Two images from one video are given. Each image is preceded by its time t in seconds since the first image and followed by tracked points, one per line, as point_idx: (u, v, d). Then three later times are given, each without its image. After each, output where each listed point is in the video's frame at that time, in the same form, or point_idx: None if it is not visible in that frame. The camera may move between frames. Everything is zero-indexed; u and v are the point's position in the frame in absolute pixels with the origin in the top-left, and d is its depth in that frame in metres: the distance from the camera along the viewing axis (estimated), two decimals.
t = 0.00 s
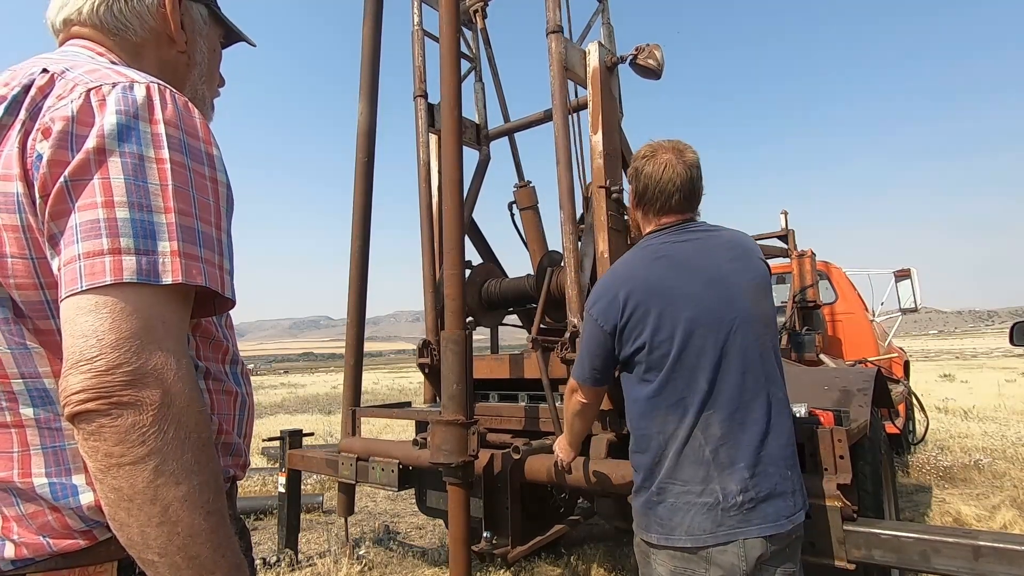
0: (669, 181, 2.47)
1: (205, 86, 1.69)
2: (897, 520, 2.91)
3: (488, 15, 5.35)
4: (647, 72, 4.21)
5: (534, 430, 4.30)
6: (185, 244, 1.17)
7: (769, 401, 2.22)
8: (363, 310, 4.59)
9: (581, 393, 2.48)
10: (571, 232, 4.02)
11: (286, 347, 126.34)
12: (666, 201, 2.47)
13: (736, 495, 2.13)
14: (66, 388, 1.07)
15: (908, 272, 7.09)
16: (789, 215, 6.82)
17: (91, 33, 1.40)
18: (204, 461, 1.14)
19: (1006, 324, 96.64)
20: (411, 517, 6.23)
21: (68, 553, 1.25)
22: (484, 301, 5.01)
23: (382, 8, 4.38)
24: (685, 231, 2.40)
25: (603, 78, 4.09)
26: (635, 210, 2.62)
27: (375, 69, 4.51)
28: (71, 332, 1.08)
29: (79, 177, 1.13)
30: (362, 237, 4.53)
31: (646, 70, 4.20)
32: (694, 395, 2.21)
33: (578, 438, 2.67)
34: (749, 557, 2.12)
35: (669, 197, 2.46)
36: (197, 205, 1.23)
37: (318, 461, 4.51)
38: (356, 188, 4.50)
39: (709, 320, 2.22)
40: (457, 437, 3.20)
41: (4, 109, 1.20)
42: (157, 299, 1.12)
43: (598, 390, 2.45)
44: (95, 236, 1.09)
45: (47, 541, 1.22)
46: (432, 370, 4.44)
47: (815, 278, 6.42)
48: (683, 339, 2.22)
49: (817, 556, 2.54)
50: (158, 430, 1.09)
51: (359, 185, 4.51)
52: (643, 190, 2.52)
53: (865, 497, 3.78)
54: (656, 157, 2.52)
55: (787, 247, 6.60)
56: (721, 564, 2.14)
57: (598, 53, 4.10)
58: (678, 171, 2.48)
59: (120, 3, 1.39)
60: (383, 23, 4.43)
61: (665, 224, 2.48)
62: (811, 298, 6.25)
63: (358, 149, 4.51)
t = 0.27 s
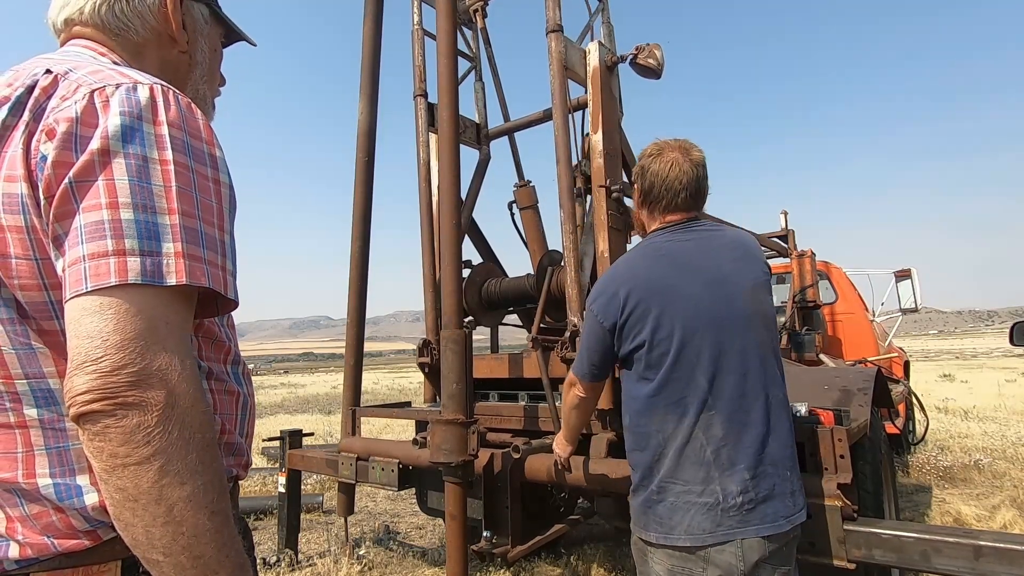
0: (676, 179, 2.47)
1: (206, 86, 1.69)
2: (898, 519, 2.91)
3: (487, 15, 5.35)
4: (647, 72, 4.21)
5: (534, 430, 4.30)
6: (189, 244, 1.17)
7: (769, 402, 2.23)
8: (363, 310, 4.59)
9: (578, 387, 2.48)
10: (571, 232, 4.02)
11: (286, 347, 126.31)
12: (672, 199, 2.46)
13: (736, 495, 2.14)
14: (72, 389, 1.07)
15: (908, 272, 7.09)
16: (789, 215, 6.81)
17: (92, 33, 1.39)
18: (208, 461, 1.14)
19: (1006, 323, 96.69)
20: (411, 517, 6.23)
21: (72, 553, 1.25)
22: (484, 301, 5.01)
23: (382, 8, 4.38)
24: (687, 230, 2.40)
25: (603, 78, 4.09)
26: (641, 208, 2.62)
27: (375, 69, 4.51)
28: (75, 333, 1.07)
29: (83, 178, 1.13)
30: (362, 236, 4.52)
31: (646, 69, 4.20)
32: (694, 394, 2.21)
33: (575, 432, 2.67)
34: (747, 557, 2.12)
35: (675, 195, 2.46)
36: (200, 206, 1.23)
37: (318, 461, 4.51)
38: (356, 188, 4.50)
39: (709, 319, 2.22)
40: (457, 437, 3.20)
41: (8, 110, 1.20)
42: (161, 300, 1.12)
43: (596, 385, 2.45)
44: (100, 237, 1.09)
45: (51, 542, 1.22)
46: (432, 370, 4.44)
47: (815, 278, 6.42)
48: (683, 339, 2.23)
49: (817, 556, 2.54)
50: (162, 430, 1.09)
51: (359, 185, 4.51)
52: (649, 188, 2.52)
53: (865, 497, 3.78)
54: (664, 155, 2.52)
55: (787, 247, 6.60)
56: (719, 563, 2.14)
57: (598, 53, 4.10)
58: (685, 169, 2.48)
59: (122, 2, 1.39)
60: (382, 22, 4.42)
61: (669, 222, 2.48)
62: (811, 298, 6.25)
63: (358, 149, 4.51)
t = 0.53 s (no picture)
0: (681, 178, 2.47)
1: (208, 85, 1.69)
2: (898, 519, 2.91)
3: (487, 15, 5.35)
4: (647, 72, 4.22)
5: (534, 430, 4.30)
6: (191, 245, 1.17)
7: (773, 403, 2.23)
8: (363, 309, 4.59)
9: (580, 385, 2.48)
10: (571, 232, 4.02)
11: (286, 347, 126.31)
12: (677, 197, 2.47)
13: (742, 495, 2.14)
14: (74, 388, 1.07)
15: (908, 272, 7.10)
16: (789, 215, 6.81)
17: (94, 34, 1.40)
18: (210, 460, 1.14)
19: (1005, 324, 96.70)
20: (411, 517, 6.23)
21: (74, 553, 1.25)
22: (484, 301, 5.01)
23: (382, 7, 4.38)
24: (689, 230, 2.40)
25: (603, 78, 4.09)
26: (645, 206, 2.62)
27: (375, 69, 4.51)
28: (77, 332, 1.07)
29: (86, 179, 1.13)
30: (362, 236, 4.53)
31: (646, 69, 4.20)
32: (699, 394, 2.21)
33: (576, 430, 2.67)
34: (754, 557, 2.13)
35: (680, 193, 2.46)
36: (202, 206, 1.24)
37: (318, 460, 4.51)
38: (356, 188, 4.50)
39: (714, 319, 2.22)
40: (457, 437, 3.20)
41: (11, 110, 1.21)
42: (163, 300, 1.12)
43: (598, 384, 2.45)
44: (102, 237, 1.09)
45: (53, 541, 1.22)
46: (432, 370, 4.44)
47: (815, 278, 6.42)
48: (686, 339, 2.22)
49: (817, 556, 2.55)
50: (164, 430, 1.10)
51: (359, 185, 4.51)
52: (654, 186, 2.53)
53: (865, 497, 3.79)
54: (670, 154, 2.52)
55: (787, 247, 6.60)
56: (726, 563, 2.15)
57: (598, 53, 4.10)
58: (691, 169, 2.48)
59: (124, 3, 1.39)
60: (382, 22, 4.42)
61: (672, 221, 2.48)
62: (811, 298, 6.25)
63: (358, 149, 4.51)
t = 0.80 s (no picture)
0: (679, 182, 2.48)
1: (208, 87, 1.69)
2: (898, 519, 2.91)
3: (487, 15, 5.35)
4: (647, 72, 4.22)
5: (534, 430, 4.30)
6: (194, 243, 1.17)
7: (783, 401, 2.24)
8: (363, 309, 4.59)
9: (581, 391, 2.49)
10: (571, 232, 4.02)
11: (286, 347, 126.32)
12: (675, 202, 2.47)
13: (758, 495, 2.14)
14: (77, 385, 1.07)
15: (908, 272, 7.10)
16: (789, 215, 6.81)
17: (95, 36, 1.40)
18: (212, 457, 1.15)
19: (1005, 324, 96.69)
20: (411, 517, 6.23)
21: (76, 552, 1.25)
22: (484, 301, 5.01)
23: (382, 7, 4.38)
24: (689, 232, 2.41)
25: (603, 78, 4.09)
26: (643, 210, 2.62)
27: (375, 69, 4.51)
28: (80, 329, 1.08)
29: (89, 177, 1.13)
30: (362, 236, 4.53)
31: (646, 69, 4.20)
32: (708, 394, 2.21)
33: (576, 435, 2.69)
34: (772, 558, 2.14)
35: (678, 198, 2.47)
36: (204, 205, 1.24)
37: (318, 460, 4.51)
38: (356, 188, 4.50)
39: (718, 319, 2.22)
40: (457, 437, 3.20)
41: (14, 110, 1.21)
42: (166, 298, 1.13)
43: (599, 388, 2.46)
44: (105, 235, 1.09)
45: (54, 540, 1.23)
46: (432, 369, 4.44)
47: (815, 278, 6.42)
48: (693, 339, 2.22)
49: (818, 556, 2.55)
50: (167, 426, 1.10)
51: (359, 185, 4.51)
52: (652, 190, 2.53)
53: (866, 497, 3.79)
54: (668, 159, 2.52)
55: (788, 247, 6.61)
56: (744, 566, 2.14)
57: (598, 53, 4.10)
58: (689, 173, 2.49)
59: (124, 5, 1.39)
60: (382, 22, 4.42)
61: (671, 225, 2.48)
62: (811, 298, 6.25)
63: (358, 149, 4.51)
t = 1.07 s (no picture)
0: (684, 183, 2.47)
1: (209, 88, 1.69)
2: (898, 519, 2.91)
3: (487, 15, 5.35)
4: (647, 72, 4.22)
5: (534, 430, 4.30)
6: (198, 243, 1.17)
7: (779, 401, 2.24)
8: (363, 309, 4.59)
9: (581, 387, 2.49)
10: (571, 232, 4.02)
11: (285, 347, 126.30)
12: (680, 202, 2.47)
13: (751, 493, 2.14)
14: (82, 384, 1.07)
15: (908, 272, 7.10)
16: (788, 215, 6.79)
17: (97, 37, 1.40)
18: (217, 455, 1.14)
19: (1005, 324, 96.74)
20: (411, 517, 6.23)
21: (79, 551, 1.26)
22: (484, 301, 5.01)
23: (382, 7, 4.38)
24: (693, 230, 2.41)
25: (603, 78, 4.09)
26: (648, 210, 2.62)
27: (375, 68, 4.51)
28: (86, 329, 1.08)
29: (95, 178, 1.13)
30: (362, 236, 4.53)
31: (646, 69, 4.20)
32: (702, 389, 2.20)
33: (574, 433, 2.68)
34: (768, 557, 2.15)
35: (683, 199, 2.46)
36: (208, 206, 1.24)
37: (318, 460, 4.51)
38: (356, 188, 4.50)
39: (715, 315, 2.23)
40: (457, 437, 3.20)
41: (19, 111, 1.21)
42: (171, 297, 1.13)
43: (598, 385, 2.46)
44: (111, 235, 1.09)
45: (57, 539, 1.23)
46: (432, 370, 4.44)
47: (815, 278, 6.42)
48: (690, 334, 2.23)
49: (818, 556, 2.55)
50: (173, 425, 1.10)
51: (359, 185, 4.51)
52: (657, 191, 2.53)
53: (865, 497, 3.79)
54: (673, 159, 2.52)
55: (787, 247, 6.61)
56: (741, 566, 2.15)
57: (598, 53, 4.10)
58: (694, 175, 2.49)
59: (127, 7, 1.40)
60: (382, 22, 4.43)
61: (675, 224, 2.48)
62: (811, 298, 6.25)
63: (358, 149, 4.51)
